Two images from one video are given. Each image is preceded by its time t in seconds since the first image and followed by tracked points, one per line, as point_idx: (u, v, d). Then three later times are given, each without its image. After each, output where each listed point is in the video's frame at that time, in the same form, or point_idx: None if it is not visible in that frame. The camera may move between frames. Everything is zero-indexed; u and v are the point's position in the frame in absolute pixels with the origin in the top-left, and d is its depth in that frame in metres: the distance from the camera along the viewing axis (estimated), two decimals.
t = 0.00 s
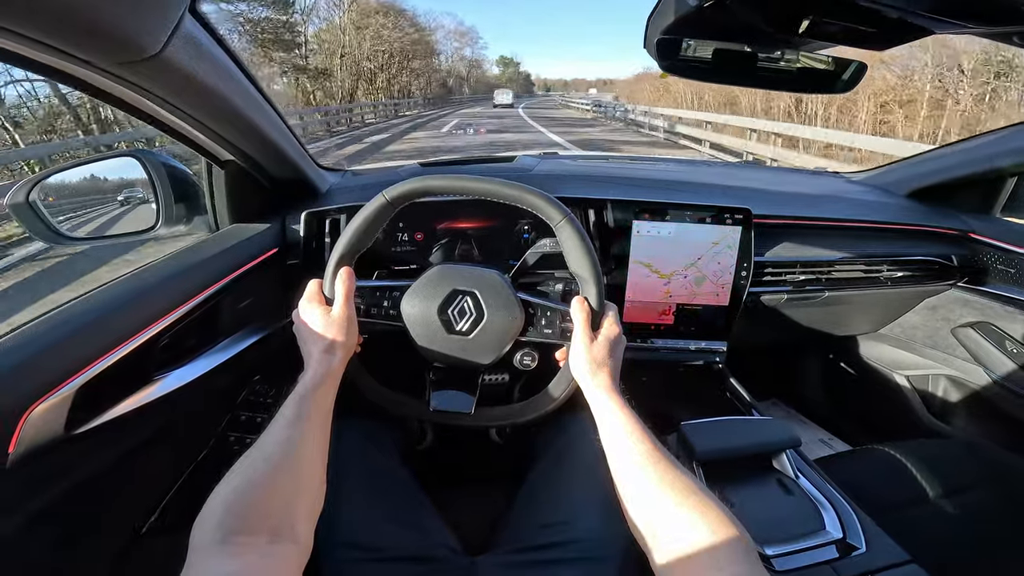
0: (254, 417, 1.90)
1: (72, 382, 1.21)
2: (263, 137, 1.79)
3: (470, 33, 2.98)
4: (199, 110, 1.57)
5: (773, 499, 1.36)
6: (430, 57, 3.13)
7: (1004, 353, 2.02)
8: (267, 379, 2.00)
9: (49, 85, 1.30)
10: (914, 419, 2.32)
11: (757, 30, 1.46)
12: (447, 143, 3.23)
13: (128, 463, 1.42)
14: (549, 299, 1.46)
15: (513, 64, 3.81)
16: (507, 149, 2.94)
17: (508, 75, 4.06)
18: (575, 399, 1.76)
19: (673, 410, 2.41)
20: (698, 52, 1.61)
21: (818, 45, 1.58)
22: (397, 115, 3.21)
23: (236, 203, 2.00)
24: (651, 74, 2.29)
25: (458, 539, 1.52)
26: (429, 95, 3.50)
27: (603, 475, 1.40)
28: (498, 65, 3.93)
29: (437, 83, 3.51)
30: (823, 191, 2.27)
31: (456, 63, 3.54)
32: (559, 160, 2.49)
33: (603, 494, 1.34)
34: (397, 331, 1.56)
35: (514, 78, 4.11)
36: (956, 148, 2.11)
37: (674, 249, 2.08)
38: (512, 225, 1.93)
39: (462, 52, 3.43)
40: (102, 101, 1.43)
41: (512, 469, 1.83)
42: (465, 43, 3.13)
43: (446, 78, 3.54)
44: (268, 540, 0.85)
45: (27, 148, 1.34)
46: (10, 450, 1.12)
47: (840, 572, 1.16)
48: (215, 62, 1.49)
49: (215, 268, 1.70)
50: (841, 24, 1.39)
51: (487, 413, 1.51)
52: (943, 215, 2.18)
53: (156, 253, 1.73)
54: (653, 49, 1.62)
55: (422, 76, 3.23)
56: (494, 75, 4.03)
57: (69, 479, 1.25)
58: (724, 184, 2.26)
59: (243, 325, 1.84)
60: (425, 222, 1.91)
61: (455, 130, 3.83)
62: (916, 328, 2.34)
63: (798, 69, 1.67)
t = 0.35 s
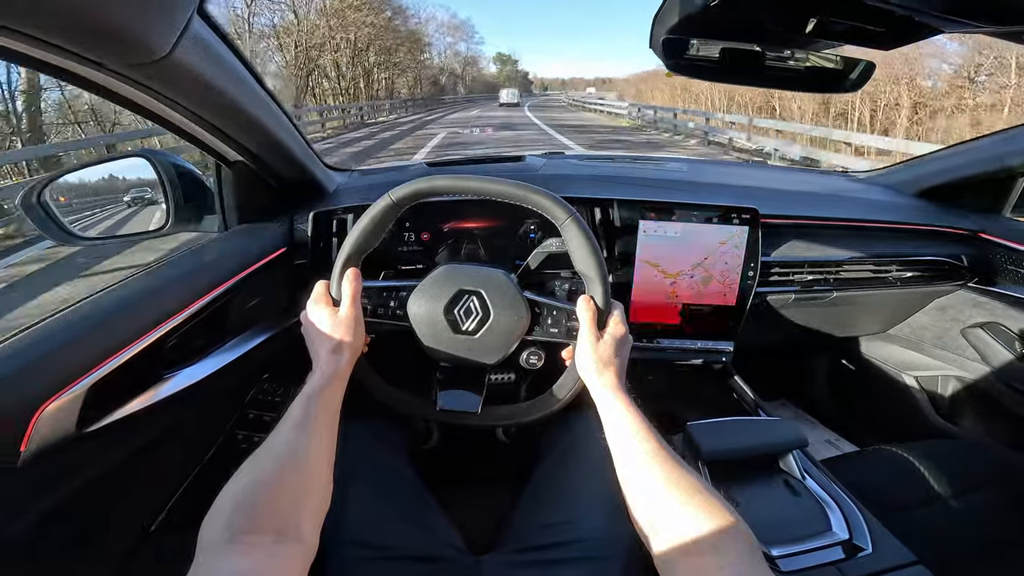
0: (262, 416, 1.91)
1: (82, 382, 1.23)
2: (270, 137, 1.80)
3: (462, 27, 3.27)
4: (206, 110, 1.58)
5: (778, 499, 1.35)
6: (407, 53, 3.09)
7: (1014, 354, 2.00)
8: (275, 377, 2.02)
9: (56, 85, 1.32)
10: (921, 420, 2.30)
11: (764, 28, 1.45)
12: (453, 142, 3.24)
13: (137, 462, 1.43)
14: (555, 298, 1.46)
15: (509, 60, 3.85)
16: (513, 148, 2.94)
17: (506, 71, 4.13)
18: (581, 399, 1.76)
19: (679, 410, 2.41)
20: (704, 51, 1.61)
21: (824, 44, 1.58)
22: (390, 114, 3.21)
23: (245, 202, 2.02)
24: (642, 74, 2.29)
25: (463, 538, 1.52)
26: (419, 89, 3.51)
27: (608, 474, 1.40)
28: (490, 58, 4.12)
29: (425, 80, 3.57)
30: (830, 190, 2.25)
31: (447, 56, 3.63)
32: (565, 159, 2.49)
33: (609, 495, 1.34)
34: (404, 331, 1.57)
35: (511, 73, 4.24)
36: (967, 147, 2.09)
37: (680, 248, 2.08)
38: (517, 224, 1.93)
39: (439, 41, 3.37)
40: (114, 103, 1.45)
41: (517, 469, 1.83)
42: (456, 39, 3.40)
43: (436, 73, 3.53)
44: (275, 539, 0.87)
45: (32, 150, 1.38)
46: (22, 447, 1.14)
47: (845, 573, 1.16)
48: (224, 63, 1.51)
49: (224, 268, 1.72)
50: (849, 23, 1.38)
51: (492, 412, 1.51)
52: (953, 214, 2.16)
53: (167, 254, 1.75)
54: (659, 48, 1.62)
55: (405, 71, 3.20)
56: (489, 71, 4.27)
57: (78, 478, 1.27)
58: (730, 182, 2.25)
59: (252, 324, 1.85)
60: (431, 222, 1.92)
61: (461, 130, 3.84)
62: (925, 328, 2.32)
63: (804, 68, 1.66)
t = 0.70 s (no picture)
0: (270, 411, 1.91)
1: (98, 374, 1.24)
2: (283, 132, 1.81)
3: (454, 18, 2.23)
4: (226, 106, 1.59)
5: (786, 500, 1.36)
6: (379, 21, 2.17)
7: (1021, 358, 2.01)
8: (283, 372, 2.02)
9: (73, 77, 1.30)
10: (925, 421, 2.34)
11: (780, 31, 1.45)
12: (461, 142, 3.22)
13: (151, 455, 1.45)
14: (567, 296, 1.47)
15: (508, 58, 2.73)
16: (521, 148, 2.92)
17: (503, 71, 2.89)
18: (589, 398, 1.76)
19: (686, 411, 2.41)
20: (717, 53, 1.62)
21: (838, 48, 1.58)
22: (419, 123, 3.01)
23: (255, 194, 2.02)
24: (649, 74, 2.26)
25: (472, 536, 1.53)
26: (403, 80, 2.40)
27: (617, 473, 1.41)
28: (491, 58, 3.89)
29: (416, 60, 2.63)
30: (839, 192, 2.25)
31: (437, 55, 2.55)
32: (574, 159, 2.48)
33: (619, 493, 1.34)
34: (414, 328, 1.57)
35: (508, 77, 2.97)
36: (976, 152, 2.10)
37: (690, 249, 2.09)
38: (528, 223, 1.94)
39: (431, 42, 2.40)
40: (134, 98, 1.46)
41: (525, 467, 1.84)
42: (452, 34, 2.36)
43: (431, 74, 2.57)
44: (290, 534, 0.88)
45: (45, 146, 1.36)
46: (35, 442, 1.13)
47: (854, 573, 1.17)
48: (244, 58, 1.53)
49: (237, 263, 1.73)
50: (865, 27, 1.38)
51: (502, 411, 1.52)
52: (962, 218, 2.16)
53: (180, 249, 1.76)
54: (672, 49, 1.63)
55: (395, 59, 2.34)
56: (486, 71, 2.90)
57: (95, 470, 1.28)
58: (739, 183, 2.25)
59: (262, 319, 1.86)
60: (442, 220, 1.93)
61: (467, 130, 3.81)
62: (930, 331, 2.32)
63: (818, 71, 1.67)
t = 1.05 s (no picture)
0: (271, 409, 1.91)
1: (97, 372, 1.24)
2: (285, 130, 1.81)
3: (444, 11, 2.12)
4: (228, 103, 1.59)
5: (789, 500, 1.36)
6: (351, 9, 1.86)
7: None
8: (284, 371, 2.01)
9: (73, 73, 1.30)
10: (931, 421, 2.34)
11: (783, 28, 1.44)
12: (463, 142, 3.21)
13: (152, 452, 1.45)
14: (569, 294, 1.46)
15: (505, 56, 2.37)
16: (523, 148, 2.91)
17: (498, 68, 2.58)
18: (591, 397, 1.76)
19: (688, 410, 2.40)
20: (720, 51, 1.60)
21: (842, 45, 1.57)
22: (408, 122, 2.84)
23: (257, 191, 2.02)
24: (652, 72, 2.24)
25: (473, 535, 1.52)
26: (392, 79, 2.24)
27: (619, 472, 1.40)
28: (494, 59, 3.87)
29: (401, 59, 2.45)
30: (843, 190, 2.23)
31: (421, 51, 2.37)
32: (577, 158, 2.47)
33: (620, 492, 1.34)
34: (415, 326, 1.57)
35: (505, 75, 2.67)
36: (982, 151, 2.08)
37: (693, 248, 2.07)
38: (530, 220, 1.93)
39: (417, 40, 2.21)
40: (136, 94, 1.46)
41: (526, 466, 1.83)
42: (441, 28, 2.23)
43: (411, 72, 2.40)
44: (288, 530, 0.88)
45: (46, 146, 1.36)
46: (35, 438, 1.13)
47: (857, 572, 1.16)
48: (246, 56, 1.53)
49: (239, 261, 1.73)
50: (870, 24, 1.37)
51: (503, 409, 1.51)
52: (967, 217, 2.15)
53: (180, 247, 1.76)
54: (675, 47, 1.62)
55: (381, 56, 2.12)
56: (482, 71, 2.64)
57: (97, 466, 1.28)
58: (743, 182, 2.24)
59: (263, 317, 1.86)
60: (443, 218, 1.92)
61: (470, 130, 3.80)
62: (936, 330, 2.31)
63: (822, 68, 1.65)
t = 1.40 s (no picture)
0: (274, 409, 1.90)
1: (100, 370, 1.24)
2: (290, 128, 1.81)
3: None
4: (232, 101, 1.59)
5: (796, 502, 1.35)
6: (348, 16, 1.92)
7: None
8: (287, 370, 2.01)
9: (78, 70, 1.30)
10: (935, 422, 2.29)
11: (789, 26, 1.44)
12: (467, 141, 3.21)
13: (155, 451, 1.44)
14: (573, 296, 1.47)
15: (496, 52, 2.39)
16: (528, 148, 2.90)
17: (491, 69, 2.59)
18: (595, 397, 1.75)
19: (692, 411, 2.39)
20: (727, 49, 1.59)
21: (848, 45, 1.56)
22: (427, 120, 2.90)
23: (261, 191, 2.03)
24: (656, 72, 2.24)
25: (476, 536, 1.52)
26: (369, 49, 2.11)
27: (624, 474, 1.39)
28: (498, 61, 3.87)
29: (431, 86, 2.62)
30: (848, 190, 2.22)
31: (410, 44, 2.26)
32: (581, 157, 2.46)
33: (625, 494, 1.33)
34: (419, 326, 1.56)
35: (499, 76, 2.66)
36: (988, 151, 2.07)
37: (698, 249, 2.07)
38: (535, 220, 1.92)
39: (399, 33, 2.15)
40: (141, 92, 1.46)
41: (531, 466, 1.82)
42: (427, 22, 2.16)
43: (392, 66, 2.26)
44: (292, 529, 0.87)
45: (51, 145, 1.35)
46: (38, 438, 1.13)
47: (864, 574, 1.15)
48: (250, 53, 1.52)
49: (242, 261, 1.73)
50: (876, 23, 1.37)
51: (507, 409, 1.51)
52: (973, 218, 2.14)
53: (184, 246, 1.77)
54: (680, 45, 1.61)
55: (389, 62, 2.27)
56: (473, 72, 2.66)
57: (100, 465, 1.27)
58: (748, 182, 2.23)
59: (267, 316, 1.86)
60: (448, 217, 1.92)
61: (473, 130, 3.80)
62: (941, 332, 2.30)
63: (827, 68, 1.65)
